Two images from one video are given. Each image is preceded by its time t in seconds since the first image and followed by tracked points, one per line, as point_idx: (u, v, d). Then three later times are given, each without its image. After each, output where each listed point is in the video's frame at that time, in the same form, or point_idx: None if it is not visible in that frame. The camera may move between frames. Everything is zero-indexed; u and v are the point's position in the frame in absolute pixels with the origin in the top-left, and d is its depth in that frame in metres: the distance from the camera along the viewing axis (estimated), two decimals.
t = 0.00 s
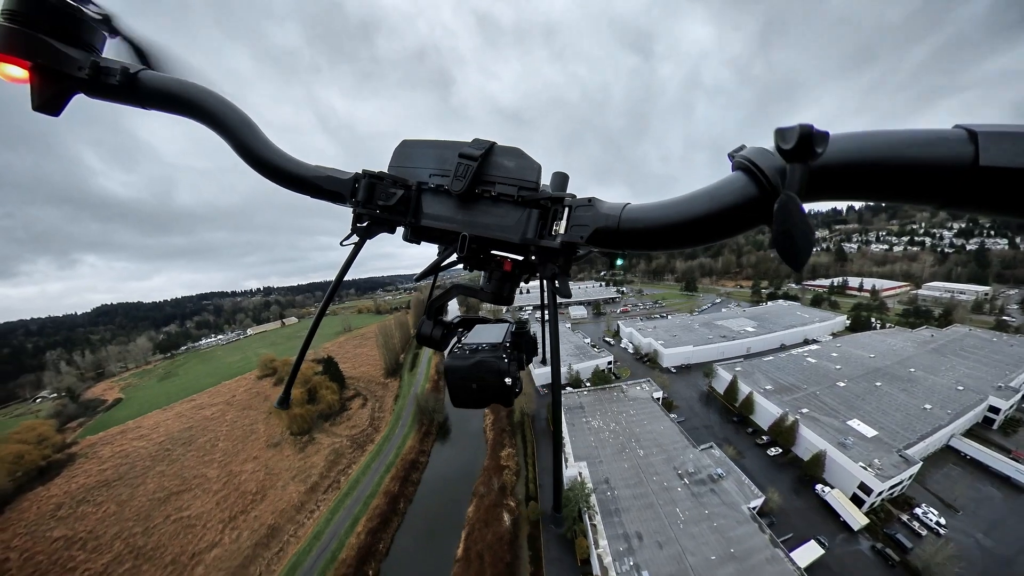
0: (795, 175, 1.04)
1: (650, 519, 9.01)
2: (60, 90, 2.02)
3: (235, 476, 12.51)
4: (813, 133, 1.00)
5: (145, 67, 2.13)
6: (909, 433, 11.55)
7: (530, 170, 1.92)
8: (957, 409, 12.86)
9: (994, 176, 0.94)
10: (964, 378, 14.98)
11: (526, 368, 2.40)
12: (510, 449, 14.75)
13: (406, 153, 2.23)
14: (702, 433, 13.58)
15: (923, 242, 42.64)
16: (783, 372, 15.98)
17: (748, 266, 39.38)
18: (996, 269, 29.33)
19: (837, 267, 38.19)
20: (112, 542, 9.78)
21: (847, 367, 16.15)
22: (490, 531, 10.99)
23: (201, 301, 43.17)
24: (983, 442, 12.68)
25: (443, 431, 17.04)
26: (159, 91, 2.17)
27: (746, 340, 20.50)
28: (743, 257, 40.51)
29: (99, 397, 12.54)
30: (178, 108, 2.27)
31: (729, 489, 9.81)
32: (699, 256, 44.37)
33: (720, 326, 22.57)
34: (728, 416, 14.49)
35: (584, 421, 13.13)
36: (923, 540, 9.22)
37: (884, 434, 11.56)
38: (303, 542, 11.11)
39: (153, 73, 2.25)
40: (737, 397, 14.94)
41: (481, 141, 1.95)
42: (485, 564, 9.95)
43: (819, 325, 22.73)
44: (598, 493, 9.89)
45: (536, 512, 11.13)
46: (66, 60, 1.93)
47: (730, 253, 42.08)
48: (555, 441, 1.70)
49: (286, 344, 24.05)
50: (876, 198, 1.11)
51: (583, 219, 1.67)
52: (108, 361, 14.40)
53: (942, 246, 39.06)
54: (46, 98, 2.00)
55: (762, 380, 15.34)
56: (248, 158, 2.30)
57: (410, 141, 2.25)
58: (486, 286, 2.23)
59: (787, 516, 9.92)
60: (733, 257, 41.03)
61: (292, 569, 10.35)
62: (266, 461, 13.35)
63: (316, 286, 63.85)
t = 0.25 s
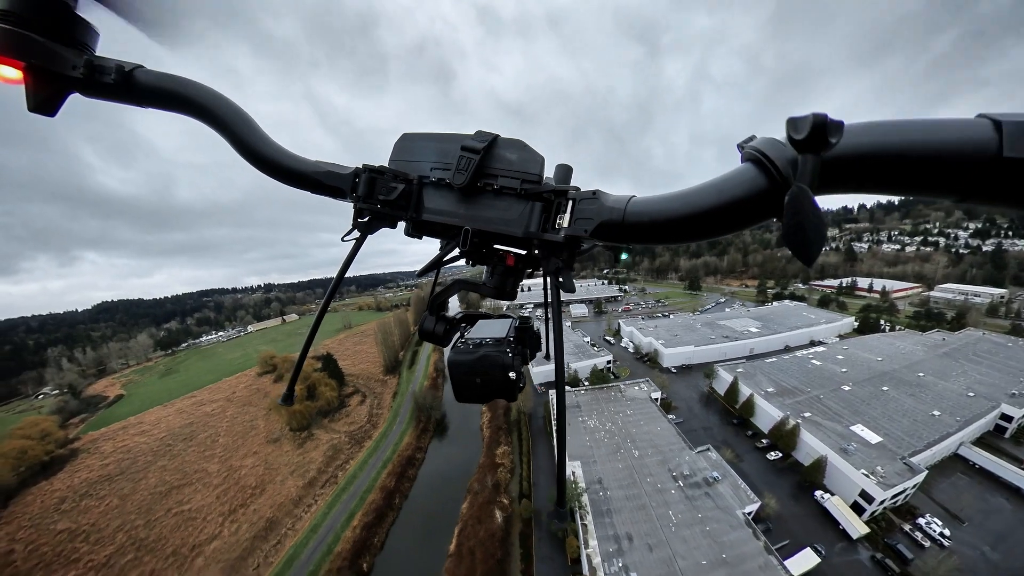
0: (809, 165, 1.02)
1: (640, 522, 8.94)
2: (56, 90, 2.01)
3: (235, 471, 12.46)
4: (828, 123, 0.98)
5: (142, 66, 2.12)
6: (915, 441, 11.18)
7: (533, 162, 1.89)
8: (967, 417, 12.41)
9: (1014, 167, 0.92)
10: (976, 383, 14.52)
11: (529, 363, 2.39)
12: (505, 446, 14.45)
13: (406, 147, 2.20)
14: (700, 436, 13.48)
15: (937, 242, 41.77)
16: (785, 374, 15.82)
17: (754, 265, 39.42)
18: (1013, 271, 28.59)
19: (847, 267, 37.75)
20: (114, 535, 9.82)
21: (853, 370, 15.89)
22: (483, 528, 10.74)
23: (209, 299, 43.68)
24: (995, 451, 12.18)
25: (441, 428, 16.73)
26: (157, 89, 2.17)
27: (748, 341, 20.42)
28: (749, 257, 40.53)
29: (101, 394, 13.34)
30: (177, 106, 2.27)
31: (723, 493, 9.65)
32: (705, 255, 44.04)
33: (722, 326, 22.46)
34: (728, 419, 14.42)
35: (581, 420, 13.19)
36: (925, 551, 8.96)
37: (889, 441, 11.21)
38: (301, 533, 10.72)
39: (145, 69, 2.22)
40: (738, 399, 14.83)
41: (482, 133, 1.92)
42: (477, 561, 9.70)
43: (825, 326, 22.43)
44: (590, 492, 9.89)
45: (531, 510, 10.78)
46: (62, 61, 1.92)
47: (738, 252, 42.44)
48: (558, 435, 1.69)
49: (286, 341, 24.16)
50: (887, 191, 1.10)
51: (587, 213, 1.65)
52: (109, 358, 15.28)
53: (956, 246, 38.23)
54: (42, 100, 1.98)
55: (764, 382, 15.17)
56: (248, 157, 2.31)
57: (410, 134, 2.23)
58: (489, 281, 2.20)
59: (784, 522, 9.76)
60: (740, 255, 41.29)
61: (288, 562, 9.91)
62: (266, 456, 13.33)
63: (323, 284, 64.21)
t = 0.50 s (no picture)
0: (820, 156, 1.01)
1: (630, 523, 9.00)
2: (53, 91, 1.99)
3: (236, 465, 12.75)
4: (842, 113, 0.96)
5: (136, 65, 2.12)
6: (919, 448, 11.10)
7: (536, 155, 1.87)
8: (976, 425, 12.27)
9: None
10: (986, 390, 14.28)
11: (534, 359, 2.37)
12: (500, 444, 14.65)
13: (406, 141, 2.19)
14: (698, 439, 13.46)
15: (951, 243, 41.01)
16: (787, 377, 15.72)
17: (759, 263, 39.69)
18: None
19: (857, 267, 37.40)
20: (117, 526, 9.96)
21: (858, 374, 15.72)
22: (474, 524, 11.04)
23: (216, 296, 44.10)
24: (1003, 460, 12.03)
25: (438, 426, 16.86)
26: (151, 86, 2.16)
27: (751, 343, 20.35)
28: (755, 256, 40.75)
29: (105, 389, 13.09)
30: (173, 103, 2.26)
31: (716, 497, 9.64)
32: (711, 254, 43.79)
33: (725, 326, 22.37)
34: (727, 421, 14.41)
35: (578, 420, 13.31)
36: (925, 563, 8.89)
37: (892, 448, 11.13)
38: (298, 526, 11.13)
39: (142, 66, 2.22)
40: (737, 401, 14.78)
41: (484, 126, 1.90)
42: (466, 557, 9.98)
43: (831, 329, 22.20)
44: (581, 493, 10.03)
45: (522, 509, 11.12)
46: (53, 61, 1.89)
47: (744, 250, 42.77)
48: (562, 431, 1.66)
49: (286, 337, 24.25)
50: (903, 183, 1.07)
51: (592, 207, 1.63)
52: (114, 355, 15.09)
53: (972, 247, 37.47)
54: (41, 102, 2.00)
55: (764, 385, 15.13)
56: (246, 153, 2.29)
57: (411, 129, 2.21)
58: (492, 277, 2.19)
59: (778, 529, 9.73)
60: (747, 254, 41.51)
61: (284, 554, 10.34)
62: (266, 451, 13.61)
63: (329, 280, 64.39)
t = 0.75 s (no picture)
0: (830, 150, 0.99)
1: (619, 524, 9.08)
2: (51, 94, 2.05)
3: (234, 460, 13.01)
4: (852, 104, 0.94)
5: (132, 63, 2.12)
6: (920, 456, 11.06)
7: (538, 151, 1.85)
8: (981, 434, 12.18)
9: None
10: (991, 399, 14.12)
11: (537, 357, 2.37)
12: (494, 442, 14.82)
13: (407, 138, 2.17)
14: (694, 442, 13.49)
15: (963, 245, 40.39)
16: (787, 381, 15.66)
17: (764, 263, 39.57)
18: None
19: (866, 269, 36.91)
20: (118, 519, 10.07)
21: (860, 379, 15.64)
22: (464, 521, 11.17)
23: (220, 292, 44.22)
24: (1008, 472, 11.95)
25: (434, 422, 17.17)
26: (149, 87, 2.17)
27: (753, 344, 20.30)
28: (760, 256, 40.64)
29: (106, 385, 12.31)
30: (169, 102, 2.26)
31: (709, 501, 9.69)
32: (715, 253, 43.57)
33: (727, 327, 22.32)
34: (725, 424, 14.45)
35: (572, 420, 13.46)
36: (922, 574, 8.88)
37: (893, 456, 11.10)
38: (293, 519, 11.50)
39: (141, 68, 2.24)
40: (735, 404, 14.79)
41: (484, 123, 1.89)
42: (456, 552, 10.17)
43: (836, 332, 22.10)
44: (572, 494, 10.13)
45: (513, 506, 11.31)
46: (49, 61, 1.92)
47: (750, 250, 42.66)
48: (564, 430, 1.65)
49: (286, 334, 24.26)
50: (917, 176, 1.05)
51: (596, 203, 1.61)
52: (115, 351, 14.12)
53: (985, 250, 36.91)
54: (38, 102, 2.04)
55: (763, 388, 15.13)
56: (244, 151, 2.26)
57: (412, 125, 2.19)
58: (494, 275, 2.18)
59: (771, 536, 9.74)
60: (752, 254, 41.38)
61: (280, 546, 10.70)
62: (264, 446, 13.91)
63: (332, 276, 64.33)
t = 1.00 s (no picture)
0: (838, 144, 0.99)
1: (608, 523, 9.14)
2: (50, 95, 2.10)
3: (234, 454, 13.22)
4: (861, 96, 0.94)
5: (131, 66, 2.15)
6: (922, 463, 10.90)
7: (540, 149, 1.83)
8: (988, 442, 11.92)
9: None
10: (1000, 405, 13.83)
11: (540, 357, 2.38)
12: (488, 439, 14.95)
13: (406, 138, 2.15)
14: (690, 444, 13.51)
15: (975, 247, 39.58)
16: (788, 383, 15.56)
17: (769, 263, 39.14)
18: None
19: (873, 270, 36.31)
20: (120, 510, 10.32)
21: (863, 382, 15.46)
22: (457, 515, 11.37)
23: (223, 289, 44.50)
24: (1012, 482, 11.74)
25: (430, 419, 17.48)
26: (147, 87, 2.18)
27: (754, 345, 20.27)
28: (765, 256, 40.21)
29: (107, 380, 12.23)
30: (168, 104, 2.26)
31: (700, 503, 9.71)
32: (719, 253, 43.29)
33: (728, 328, 22.29)
34: (723, 426, 14.46)
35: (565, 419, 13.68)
36: None
37: (894, 462, 10.95)
38: (289, 513, 12.02)
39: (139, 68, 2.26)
40: (734, 406, 14.78)
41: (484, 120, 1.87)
42: (446, 547, 10.35)
43: (840, 334, 21.89)
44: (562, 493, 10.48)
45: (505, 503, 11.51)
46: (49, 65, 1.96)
47: (755, 250, 42.22)
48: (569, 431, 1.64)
49: (285, 331, 24.38)
50: (923, 170, 1.06)
51: (598, 200, 1.60)
52: (115, 347, 13.87)
53: (997, 252, 36.18)
54: (38, 105, 2.08)
55: (762, 390, 15.06)
56: (244, 152, 2.26)
57: (412, 125, 2.17)
58: (495, 274, 2.17)
59: (765, 541, 9.72)
60: (757, 254, 40.99)
61: (276, 538, 11.28)
62: (263, 441, 14.09)
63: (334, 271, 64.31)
